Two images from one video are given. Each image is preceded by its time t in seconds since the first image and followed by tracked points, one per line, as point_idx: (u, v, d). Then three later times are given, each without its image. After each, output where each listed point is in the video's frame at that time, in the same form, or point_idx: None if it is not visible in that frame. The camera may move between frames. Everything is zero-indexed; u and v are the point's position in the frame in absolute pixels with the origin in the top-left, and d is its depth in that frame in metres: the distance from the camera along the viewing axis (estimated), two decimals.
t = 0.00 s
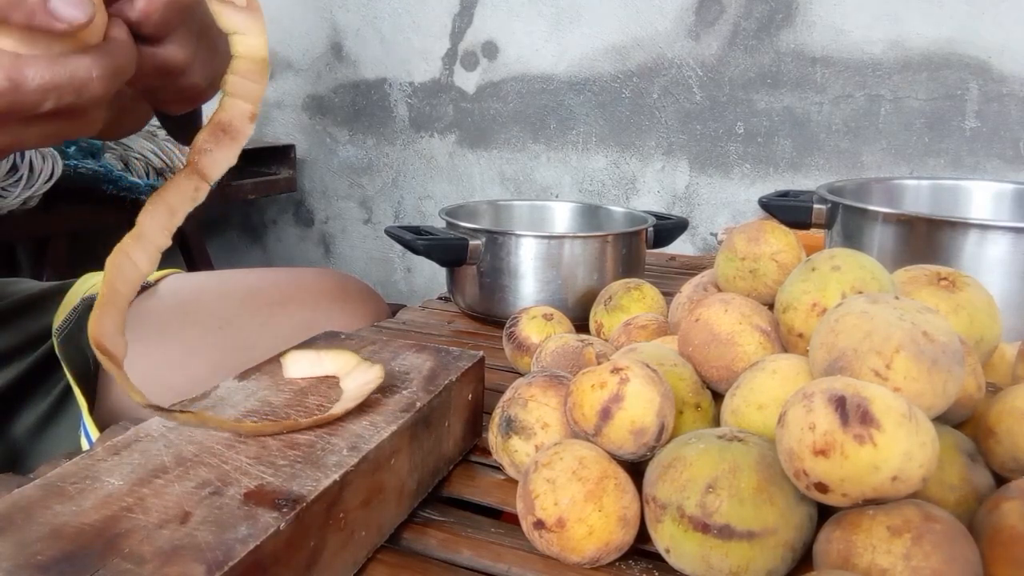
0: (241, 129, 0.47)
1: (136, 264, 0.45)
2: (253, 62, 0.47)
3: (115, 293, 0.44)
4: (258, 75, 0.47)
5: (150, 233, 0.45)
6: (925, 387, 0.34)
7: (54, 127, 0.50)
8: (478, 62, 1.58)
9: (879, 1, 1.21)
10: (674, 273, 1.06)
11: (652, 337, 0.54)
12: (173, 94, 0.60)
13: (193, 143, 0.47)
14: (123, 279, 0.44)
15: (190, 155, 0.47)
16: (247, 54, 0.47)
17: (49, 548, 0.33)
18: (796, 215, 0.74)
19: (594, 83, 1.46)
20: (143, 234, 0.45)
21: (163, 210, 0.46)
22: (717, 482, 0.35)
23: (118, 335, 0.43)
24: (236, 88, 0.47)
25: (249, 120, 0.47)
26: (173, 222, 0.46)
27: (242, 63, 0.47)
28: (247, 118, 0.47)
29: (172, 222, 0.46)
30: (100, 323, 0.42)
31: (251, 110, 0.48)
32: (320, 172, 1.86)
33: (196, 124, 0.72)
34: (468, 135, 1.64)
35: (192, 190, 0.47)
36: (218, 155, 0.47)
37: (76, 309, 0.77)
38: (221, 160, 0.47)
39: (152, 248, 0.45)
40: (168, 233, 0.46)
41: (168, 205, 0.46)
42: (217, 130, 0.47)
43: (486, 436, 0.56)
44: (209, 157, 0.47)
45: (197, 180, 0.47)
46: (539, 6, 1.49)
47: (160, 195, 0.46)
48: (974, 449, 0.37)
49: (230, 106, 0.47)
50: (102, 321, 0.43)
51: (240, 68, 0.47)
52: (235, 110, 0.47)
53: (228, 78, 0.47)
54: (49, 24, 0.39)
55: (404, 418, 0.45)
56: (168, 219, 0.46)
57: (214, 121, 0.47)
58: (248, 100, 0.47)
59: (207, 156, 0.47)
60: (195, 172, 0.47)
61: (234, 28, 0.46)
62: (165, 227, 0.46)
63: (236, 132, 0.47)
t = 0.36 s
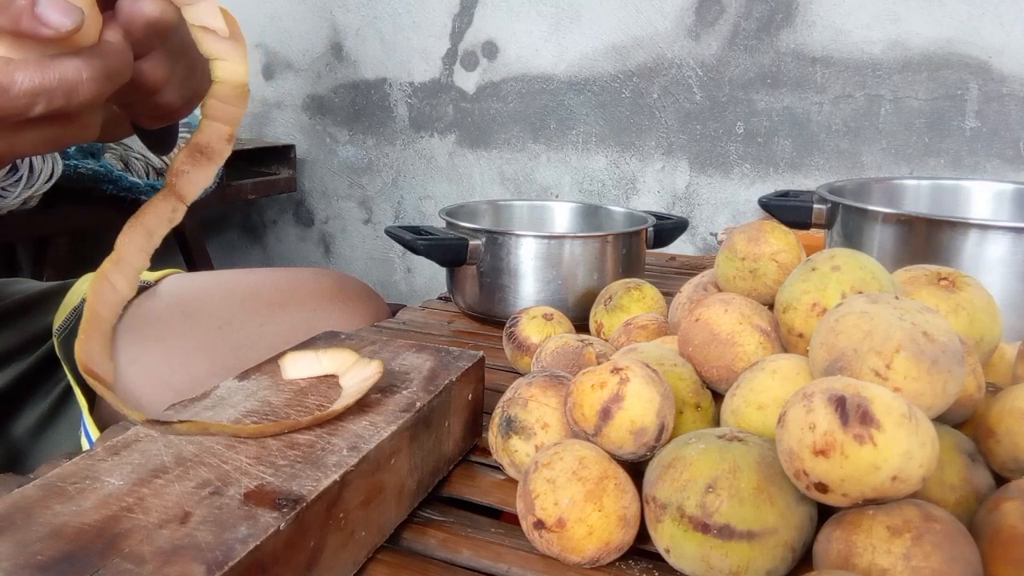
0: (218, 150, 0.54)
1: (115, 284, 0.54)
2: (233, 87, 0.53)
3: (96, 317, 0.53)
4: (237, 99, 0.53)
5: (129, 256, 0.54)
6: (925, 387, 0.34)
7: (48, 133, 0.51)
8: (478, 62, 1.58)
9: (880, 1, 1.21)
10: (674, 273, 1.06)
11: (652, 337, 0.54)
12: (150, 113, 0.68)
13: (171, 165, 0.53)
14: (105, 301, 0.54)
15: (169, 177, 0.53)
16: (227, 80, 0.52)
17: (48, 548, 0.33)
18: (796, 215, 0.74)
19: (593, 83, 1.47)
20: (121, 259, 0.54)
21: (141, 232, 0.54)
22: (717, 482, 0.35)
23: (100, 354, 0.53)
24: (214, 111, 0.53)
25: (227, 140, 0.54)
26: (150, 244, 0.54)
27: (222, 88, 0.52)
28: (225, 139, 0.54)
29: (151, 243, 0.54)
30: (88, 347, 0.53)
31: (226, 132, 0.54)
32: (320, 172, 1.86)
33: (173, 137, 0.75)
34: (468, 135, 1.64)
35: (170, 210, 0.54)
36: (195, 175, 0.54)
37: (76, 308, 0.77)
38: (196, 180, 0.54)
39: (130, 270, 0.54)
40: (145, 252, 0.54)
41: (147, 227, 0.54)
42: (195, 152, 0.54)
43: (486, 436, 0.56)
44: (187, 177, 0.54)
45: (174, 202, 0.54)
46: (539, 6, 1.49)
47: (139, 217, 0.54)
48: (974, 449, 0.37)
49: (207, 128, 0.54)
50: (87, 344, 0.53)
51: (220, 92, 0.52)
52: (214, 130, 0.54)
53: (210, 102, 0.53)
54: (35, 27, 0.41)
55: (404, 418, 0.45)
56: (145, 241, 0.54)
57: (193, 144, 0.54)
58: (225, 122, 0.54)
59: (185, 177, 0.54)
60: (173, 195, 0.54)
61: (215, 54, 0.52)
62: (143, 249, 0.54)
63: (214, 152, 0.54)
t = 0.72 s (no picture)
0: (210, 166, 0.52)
1: (105, 299, 0.50)
2: (223, 103, 0.52)
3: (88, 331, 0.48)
4: (227, 114, 0.52)
5: (119, 267, 0.50)
6: (925, 386, 0.34)
7: (49, 141, 0.51)
8: (478, 62, 1.58)
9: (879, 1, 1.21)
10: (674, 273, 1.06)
11: (652, 337, 0.54)
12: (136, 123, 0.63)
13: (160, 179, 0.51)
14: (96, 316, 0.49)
15: (158, 191, 0.51)
16: (217, 95, 0.52)
17: (48, 548, 0.33)
18: (796, 215, 0.74)
19: (593, 83, 1.47)
20: (112, 271, 0.50)
21: (132, 245, 0.50)
22: (717, 482, 0.35)
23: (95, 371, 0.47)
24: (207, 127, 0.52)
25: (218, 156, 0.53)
26: (141, 256, 0.50)
27: (212, 103, 0.52)
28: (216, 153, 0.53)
29: (140, 257, 0.51)
30: (81, 361, 0.46)
31: (218, 145, 0.53)
32: (319, 171, 1.86)
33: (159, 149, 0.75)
34: (468, 135, 1.64)
35: (159, 224, 0.51)
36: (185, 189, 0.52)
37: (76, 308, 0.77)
38: (188, 194, 0.52)
39: (121, 284, 0.50)
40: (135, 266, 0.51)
41: (138, 240, 0.50)
42: (187, 166, 0.52)
43: (485, 436, 0.56)
44: (178, 191, 0.52)
45: (165, 214, 0.51)
46: (539, 6, 1.49)
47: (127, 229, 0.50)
48: (974, 449, 0.37)
49: (198, 142, 0.52)
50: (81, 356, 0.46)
51: (209, 107, 0.52)
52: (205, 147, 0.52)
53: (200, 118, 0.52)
54: (30, 36, 0.39)
55: (404, 417, 0.45)
56: (137, 253, 0.50)
57: (183, 157, 0.52)
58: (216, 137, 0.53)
59: (175, 191, 0.52)
60: (163, 207, 0.51)
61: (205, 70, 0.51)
62: (133, 262, 0.50)
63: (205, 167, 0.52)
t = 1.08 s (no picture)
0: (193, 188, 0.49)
1: (85, 318, 0.47)
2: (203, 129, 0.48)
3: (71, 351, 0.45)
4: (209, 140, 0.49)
5: (97, 287, 0.47)
6: (925, 386, 0.34)
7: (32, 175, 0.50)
8: (478, 62, 1.58)
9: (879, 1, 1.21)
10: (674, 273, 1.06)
11: (652, 337, 0.54)
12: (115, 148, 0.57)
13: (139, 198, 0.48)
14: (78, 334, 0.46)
15: (138, 212, 0.48)
16: (197, 122, 0.48)
17: (48, 548, 0.33)
18: (796, 215, 0.74)
19: (593, 83, 1.47)
20: (92, 289, 0.47)
21: (111, 265, 0.47)
22: (717, 482, 0.35)
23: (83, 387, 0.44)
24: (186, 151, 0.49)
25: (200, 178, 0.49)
26: (119, 276, 0.47)
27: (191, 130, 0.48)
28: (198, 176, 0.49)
29: (119, 277, 0.48)
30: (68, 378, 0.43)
31: (201, 168, 0.49)
32: (319, 171, 1.86)
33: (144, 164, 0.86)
34: (467, 135, 1.64)
35: (138, 244, 0.48)
36: (165, 211, 0.48)
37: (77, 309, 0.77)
38: (168, 215, 0.48)
39: (101, 303, 0.47)
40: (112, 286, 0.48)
41: (115, 259, 0.47)
42: (166, 187, 0.49)
43: (485, 436, 0.56)
44: (158, 212, 0.48)
45: (143, 233, 0.48)
46: (539, 6, 1.49)
47: (105, 248, 0.47)
48: (974, 448, 0.37)
49: (180, 164, 0.49)
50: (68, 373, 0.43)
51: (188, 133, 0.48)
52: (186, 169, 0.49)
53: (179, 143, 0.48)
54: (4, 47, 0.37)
55: (404, 418, 0.45)
56: (115, 274, 0.47)
57: (163, 177, 0.49)
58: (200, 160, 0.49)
59: (154, 212, 0.48)
60: (142, 226, 0.48)
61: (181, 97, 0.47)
62: (111, 280, 0.47)
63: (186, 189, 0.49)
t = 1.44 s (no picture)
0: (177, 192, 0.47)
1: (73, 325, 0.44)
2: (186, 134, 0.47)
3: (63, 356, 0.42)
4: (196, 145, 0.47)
5: (84, 293, 0.44)
6: (925, 386, 0.34)
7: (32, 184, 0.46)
8: (478, 62, 1.58)
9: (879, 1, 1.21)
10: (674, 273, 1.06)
11: (652, 337, 0.54)
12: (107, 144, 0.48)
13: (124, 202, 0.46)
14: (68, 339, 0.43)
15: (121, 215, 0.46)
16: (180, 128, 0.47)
17: (47, 548, 0.33)
18: (796, 215, 0.74)
19: (593, 83, 1.47)
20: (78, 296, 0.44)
21: (97, 269, 0.45)
22: (717, 482, 0.35)
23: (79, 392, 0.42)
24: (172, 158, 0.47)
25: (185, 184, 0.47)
26: (106, 281, 0.45)
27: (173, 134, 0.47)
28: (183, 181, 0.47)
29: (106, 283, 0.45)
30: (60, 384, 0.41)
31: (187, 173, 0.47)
32: (319, 171, 1.86)
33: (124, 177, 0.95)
34: (467, 135, 1.64)
35: (125, 247, 0.46)
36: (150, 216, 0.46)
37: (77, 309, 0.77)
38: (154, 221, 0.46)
39: (88, 310, 0.45)
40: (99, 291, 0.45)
41: (102, 264, 0.45)
42: (152, 192, 0.46)
43: (485, 436, 0.56)
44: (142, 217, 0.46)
45: (129, 238, 0.46)
46: (539, 6, 1.49)
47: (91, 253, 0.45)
48: (974, 448, 0.37)
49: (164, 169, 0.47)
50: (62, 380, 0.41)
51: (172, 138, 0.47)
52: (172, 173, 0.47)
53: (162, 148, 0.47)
54: None
55: (404, 418, 0.45)
56: (102, 278, 0.45)
57: (148, 182, 0.47)
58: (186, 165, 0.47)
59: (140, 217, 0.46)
60: (126, 231, 0.46)
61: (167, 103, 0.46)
62: (96, 285, 0.45)
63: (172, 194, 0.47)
